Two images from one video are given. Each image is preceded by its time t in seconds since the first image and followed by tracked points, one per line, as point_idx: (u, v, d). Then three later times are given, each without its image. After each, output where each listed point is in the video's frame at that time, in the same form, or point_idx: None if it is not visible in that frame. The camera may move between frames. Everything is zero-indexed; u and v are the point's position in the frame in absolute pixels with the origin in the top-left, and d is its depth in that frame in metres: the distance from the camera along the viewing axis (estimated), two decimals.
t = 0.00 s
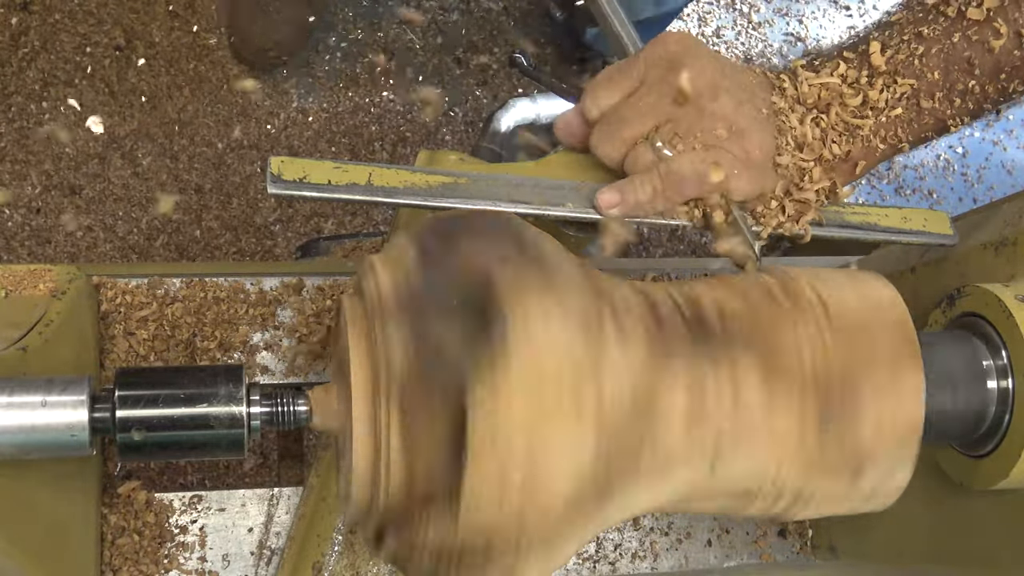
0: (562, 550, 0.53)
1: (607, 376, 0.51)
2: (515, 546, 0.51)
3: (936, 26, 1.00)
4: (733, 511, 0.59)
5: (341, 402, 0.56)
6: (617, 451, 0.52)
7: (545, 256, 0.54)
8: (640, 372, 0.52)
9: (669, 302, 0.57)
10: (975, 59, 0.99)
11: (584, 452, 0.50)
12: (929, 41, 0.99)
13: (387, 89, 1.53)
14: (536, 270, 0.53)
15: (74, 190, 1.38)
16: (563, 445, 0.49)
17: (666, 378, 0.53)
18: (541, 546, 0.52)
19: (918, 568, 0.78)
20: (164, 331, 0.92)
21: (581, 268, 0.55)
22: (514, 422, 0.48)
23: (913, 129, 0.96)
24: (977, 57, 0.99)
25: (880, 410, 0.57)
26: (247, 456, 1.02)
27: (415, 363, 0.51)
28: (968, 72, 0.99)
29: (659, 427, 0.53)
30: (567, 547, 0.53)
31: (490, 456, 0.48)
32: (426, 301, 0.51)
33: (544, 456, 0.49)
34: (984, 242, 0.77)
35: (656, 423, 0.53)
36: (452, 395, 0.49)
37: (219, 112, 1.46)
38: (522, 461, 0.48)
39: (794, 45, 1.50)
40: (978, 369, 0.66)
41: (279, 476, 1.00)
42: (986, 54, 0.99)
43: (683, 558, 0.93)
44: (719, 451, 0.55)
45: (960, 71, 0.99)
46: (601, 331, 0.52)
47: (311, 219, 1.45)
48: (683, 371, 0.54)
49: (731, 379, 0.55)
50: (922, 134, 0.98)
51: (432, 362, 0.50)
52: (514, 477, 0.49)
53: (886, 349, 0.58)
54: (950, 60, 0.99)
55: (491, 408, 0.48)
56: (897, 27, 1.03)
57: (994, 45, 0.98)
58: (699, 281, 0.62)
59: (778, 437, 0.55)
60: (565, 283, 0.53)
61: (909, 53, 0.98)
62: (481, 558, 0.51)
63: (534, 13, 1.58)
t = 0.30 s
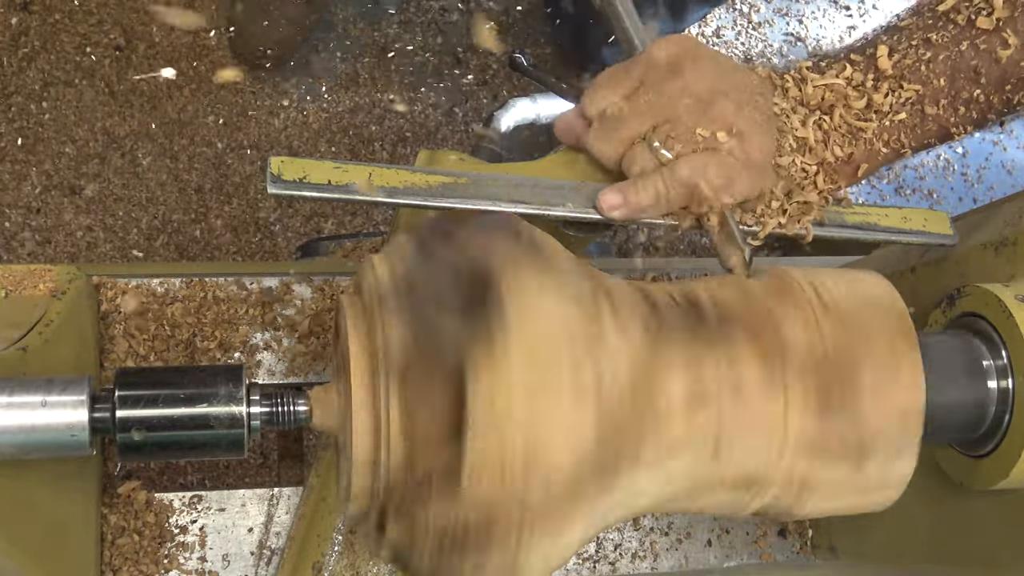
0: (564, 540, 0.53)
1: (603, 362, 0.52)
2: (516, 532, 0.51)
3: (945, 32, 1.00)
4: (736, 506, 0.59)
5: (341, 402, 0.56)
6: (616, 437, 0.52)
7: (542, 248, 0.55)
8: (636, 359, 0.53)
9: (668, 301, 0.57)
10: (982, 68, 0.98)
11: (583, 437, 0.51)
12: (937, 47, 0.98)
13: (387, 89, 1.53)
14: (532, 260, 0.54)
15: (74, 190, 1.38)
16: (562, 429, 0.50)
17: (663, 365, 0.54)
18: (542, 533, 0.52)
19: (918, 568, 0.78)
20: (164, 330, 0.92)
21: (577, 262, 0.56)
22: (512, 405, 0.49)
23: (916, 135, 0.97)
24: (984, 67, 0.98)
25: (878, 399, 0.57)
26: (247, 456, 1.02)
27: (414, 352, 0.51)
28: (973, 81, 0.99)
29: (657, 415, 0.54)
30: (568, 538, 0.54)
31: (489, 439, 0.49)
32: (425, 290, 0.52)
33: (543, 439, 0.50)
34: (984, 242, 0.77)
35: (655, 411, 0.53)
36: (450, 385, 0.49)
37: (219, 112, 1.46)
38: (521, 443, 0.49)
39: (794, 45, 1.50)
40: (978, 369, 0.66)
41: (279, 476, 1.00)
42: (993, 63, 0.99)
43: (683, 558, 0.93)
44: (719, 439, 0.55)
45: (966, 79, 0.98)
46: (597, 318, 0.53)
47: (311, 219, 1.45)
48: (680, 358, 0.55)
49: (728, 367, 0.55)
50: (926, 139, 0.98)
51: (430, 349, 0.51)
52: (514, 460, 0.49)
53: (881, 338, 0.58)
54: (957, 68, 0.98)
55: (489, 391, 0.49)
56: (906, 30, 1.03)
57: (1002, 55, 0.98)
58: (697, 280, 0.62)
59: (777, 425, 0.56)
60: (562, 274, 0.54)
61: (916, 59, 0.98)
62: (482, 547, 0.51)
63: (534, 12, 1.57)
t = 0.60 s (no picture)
0: (565, 529, 0.53)
1: (603, 347, 0.52)
2: (518, 519, 0.51)
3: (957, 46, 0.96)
4: (738, 501, 0.59)
5: (342, 402, 0.56)
6: (617, 424, 0.52)
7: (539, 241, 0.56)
8: (634, 345, 0.54)
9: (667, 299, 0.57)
10: (990, 86, 0.96)
11: (584, 422, 0.51)
12: (947, 59, 0.95)
13: (387, 90, 1.53)
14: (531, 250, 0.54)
15: (74, 190, 1.38)
16: (563, 414, 0.50)
17: (661, 352, 0.55)
18: (543, 522, 0.52)
19: (918, 568, 0.78)
20: (165, 330, 0.92)
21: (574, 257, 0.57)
22: (514, 388, 0.49)
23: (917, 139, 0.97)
24: (993, 84, 0.96)
25: (879, 388, 0.57)
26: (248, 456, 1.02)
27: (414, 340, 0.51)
28: (979, 98, 0.96)
29: (657, 404, 0.54)
30: (570, 528, 0.53)
31: (491, 422, 0.49)
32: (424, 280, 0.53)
33: (543, 421, 0.50)
34: (984, 242, 0.77)
35: (655, 398, 0.54)
36: (450, 377, 0.49)
37: (218, 112, 1.46)
38: (523, 427, 0.49)
39: (794, 45, 1.50)
40: (977, 369, 0.66)
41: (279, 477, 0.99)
42: (1000, 82, 0.96)
43: (683, 558, 0.93)
44: (720, 426, 0.55)
45: (972, 95, 0.95)
46: (595, 305, 0.54)
47: (311, 219, 1.45)
48: (677, 345, 0.55)
49: (727, 353, 0.56)
50: (926, 152, 0.96)
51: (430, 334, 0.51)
52: (515, 445, 0.49)
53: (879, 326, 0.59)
54: (965, 83, 0.95)
55: (490, 374, 0.49)
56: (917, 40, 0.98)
57: (1011, 75, 0.95)
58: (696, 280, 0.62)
59: (778, 411, 0.56)
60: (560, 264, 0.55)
61: (923, 68, 0.94)
62: (484, 537, 0.51)
63: (534, 12, 1.58)
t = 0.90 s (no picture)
0: (568, 516, 0.52)
1: (600, 331, 0.53)
2: (519, 504, 0.50)
3: (964, 64, 0.90)
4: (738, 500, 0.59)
5: (343, 400, 0.56)
6: (616, 407, 0.52)
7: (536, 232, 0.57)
8: (632, 331, 0.54)
9: (670, 300, 0.58)
10: (991, 109, 0.89)
11: (584, 403, 0.51)
12: (954, 76, 0.89)
13: (387, 89, 1.53)
14: (528, 238, 0.55)
15: (74, 190, 1.38)
16: (562, 395, 0.50)
17: (660, 337, 0.55)
18: (545, 507, 0.51)
19: (918, 568, 0.78)
20: (165, 330, 0.93)
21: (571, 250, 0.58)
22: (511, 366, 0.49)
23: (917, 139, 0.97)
24: (994, 108, 0.89)
25: (877, 371, 0.57)
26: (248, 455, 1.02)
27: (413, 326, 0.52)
28: (980, 119, 0.90)
29: (659, 387, 0.54)
30: (573, 517, 0.53)
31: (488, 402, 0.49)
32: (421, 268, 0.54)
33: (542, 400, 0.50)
34: (984, 242, 0.77)
35: (655, 383, 0.54)
36: (449, 366, 0.50)
37: (219, 113, 1.46)
38: (521, 404, 0.50)
39: (794, 45, 1.50)
40: (977, 369, 0.66)
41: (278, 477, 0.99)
42: (1003, 106, 0.89)
43: (683, 558, 0.93)
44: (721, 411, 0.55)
45: (972, 114, 0.89)
46: (591, 291, 0.54)
47: (311, 218, 1.45)
48: (676, 332, 0.55)
49: (725, 339, 0.56)
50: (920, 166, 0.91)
51: (429, 320, 0.51)
52: (514, 424, 0.50)
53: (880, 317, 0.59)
54: (969, 102, 0.89)
55: (487, 353, 0.49)
56: (927, 52, 0.92)
57: (1014, 99, 0.89)
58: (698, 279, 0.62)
59: (779, 395, 0.55)
60: (556, 253, 0.55)
61: (927, 79, 0.89)
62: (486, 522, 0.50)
63: (534, 13, 1.58)
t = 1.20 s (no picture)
0: (573, 473, 0.51)
1: (589, 294, 0.54)
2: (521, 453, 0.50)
3: (966, 82, 0.88)
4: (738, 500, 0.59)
5: (343, 399, 0.56)
6: (614, 363, 0.53)
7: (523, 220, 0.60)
8: (620, 300, 0.56)
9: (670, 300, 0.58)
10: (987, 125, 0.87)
11: (580, 354, 0.52)
12: (954, 93, 0.87)
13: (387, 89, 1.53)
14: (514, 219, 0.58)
15: (74, 190, 1.39)
16: (557, 343, 0.51)
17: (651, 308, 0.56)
18: (548, 467, 0.50)
19: (918, 568, 0.78)
20: (165, 331, 0.92)
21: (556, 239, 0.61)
22: (505, 312, 0.51)
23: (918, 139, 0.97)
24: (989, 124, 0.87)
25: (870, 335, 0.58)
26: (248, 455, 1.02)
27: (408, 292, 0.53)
28: (975, 137, 0.87)
29: (653, 351, 0.54)
30: (578, 482, 0.52)
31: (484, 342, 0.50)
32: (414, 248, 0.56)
33: (538, 346, 0.51)
34: (984, 243, 0.77)
35: (650, 342, 0.54)
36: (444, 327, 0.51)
37: (219, 113, 1.46)
38: (516, 350, 0.50)
39: (794, 45, 1.49)
40: (977, 369, 0.66)
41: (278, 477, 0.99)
42: (999, 127, 0.87)
43: (683, 558, 0.93)
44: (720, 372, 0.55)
45: (968, 134, 0.87)
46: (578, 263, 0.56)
47: (310, 219, 1.46)
48: (666, 307, 0.57)
49: (714, 312, 0.57)
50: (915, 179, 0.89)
51: (423, 285, 0.53)
52: (512, 370, 0.50)
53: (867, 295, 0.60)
54: (965, 120, 0.87)
55: (481, 301, 0.51)
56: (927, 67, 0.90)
57: (1011, 121, 0.87)
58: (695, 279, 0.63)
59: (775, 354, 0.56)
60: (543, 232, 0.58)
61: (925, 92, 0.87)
62: (488, 480, 0.49)
63: (534, 13, 1.58)
